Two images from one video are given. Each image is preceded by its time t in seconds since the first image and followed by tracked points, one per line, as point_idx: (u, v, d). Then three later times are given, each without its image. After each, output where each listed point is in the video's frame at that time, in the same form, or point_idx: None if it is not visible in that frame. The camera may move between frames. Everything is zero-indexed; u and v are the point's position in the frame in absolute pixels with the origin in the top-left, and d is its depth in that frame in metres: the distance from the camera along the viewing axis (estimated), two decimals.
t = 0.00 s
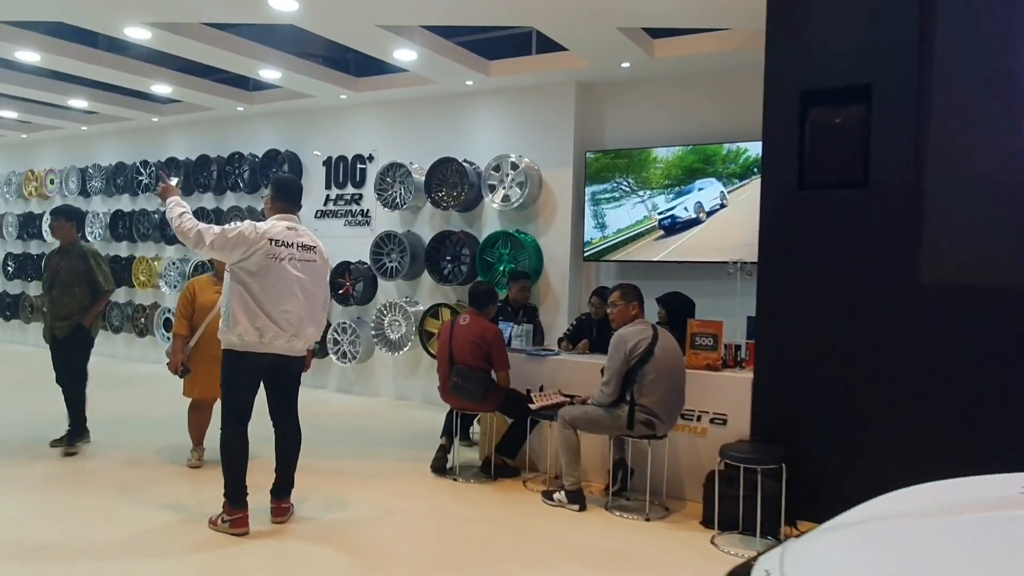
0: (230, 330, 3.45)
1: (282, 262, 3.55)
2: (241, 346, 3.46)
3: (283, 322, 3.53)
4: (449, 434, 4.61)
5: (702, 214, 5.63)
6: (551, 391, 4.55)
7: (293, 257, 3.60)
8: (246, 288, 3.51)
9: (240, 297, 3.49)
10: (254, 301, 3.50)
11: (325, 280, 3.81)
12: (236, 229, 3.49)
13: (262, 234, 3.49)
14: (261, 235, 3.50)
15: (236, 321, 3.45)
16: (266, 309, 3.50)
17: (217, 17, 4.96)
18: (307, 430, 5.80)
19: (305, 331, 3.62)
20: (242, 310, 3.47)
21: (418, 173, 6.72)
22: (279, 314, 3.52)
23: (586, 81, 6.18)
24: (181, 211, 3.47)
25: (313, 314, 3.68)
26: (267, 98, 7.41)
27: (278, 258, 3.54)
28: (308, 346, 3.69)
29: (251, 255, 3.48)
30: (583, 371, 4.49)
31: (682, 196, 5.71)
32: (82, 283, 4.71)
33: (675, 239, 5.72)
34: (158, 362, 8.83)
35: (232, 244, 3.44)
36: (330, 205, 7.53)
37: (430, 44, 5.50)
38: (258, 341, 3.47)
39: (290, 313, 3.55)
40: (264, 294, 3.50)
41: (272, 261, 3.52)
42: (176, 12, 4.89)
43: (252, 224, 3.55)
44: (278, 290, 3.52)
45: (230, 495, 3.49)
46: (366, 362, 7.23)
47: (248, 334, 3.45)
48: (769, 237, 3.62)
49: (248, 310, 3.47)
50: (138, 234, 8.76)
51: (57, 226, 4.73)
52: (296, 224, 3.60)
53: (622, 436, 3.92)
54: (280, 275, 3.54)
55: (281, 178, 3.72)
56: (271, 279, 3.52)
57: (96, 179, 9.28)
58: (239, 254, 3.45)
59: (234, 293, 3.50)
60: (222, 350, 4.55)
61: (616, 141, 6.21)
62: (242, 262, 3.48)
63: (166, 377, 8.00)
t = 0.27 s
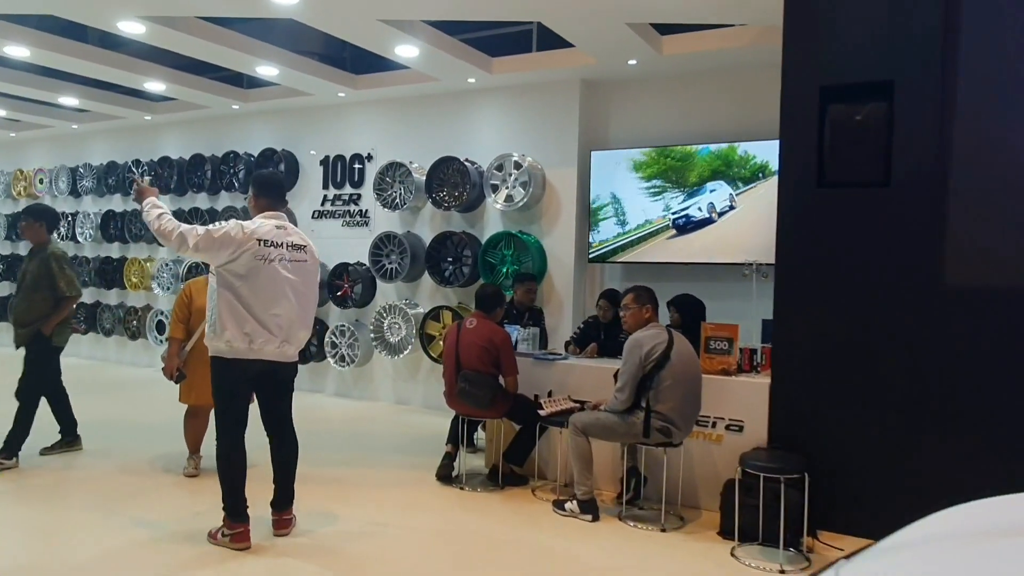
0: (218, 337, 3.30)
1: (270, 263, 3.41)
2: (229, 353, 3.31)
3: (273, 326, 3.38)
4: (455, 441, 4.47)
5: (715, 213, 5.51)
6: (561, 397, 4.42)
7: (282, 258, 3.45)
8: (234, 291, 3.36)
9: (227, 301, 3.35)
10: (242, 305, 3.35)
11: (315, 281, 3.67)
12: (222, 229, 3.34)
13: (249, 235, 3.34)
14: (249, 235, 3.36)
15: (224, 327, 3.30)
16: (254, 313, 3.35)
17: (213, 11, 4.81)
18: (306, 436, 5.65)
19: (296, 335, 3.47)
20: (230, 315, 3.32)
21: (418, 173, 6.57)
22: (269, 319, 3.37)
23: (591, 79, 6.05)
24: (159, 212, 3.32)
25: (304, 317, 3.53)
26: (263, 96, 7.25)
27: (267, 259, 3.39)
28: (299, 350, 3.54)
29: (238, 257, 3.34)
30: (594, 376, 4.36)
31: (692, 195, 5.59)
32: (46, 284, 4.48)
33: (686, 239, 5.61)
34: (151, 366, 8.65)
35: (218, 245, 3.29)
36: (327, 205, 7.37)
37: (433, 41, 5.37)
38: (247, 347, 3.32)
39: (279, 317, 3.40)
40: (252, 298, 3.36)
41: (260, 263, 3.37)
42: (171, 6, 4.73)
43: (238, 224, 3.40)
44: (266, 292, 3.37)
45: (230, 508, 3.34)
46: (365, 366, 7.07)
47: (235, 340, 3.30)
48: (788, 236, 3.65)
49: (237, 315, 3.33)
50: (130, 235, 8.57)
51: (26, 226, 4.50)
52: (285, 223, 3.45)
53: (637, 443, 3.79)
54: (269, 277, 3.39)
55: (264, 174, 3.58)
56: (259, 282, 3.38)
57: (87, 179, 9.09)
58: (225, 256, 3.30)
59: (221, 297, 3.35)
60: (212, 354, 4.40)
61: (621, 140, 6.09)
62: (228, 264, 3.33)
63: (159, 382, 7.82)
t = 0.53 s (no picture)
0: (208, 347, 3.14)
1: (258, 266, 3.23)
2: (220, 363, 3.15)
3: (265, 333, 3.21)
4: (461, 450, 4.34)
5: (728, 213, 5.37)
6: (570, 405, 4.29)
7: (272, 259, 3.27)
8: (222, 297, 3.19)
9: (216, 307, 3.19)
10: (231, 311, 3.18)
11: (309, 281, 3.48)
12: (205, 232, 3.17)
13: (235, 236, 3.17)
14: (234, 237, 3.18)
15: (213, 335, 3.14)
16: (244, 319, 3.18)
17: (211, 6, 4.66)
18: (305, 443, 5.50)
19: (289, 340, 3.29)
20: (219, 323, 3.17)
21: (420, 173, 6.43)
22: (260, 324, 3.20)
23: (596, 78, 5.93)
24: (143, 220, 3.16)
25: (297, 320, 3.35)
26: (260, 95, 7.11)
27: (255, 261, 3.22)
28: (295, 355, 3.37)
29: (224, 260, 3.17)
30: (605, 382, 4.24)
31: (702, 195, 5.46)
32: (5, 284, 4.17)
33: (699, 241, 5.49)
34: (145, 371, 8.48)
35: (202, 250, 3.12)
36: (326, 206, 7.23)
37: (437, 38, 5.24)
38: (239, 356, 3.15)
39: (270, 322, 3.22)
40: (241, 303, 3.19)
41: (248, 265, 3.20)
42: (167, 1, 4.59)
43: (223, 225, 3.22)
44: (254, 296, 3.20)
45: (231, 523, 3.19)
46: (365, 370, 6.93)
47: (227, 349, 3.13)
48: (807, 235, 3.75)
49: (227, 323, 3.17)
50: (123, 236, 8.40)
51: None
52: (271, 222, 3.27)
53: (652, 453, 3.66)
54: (258, 280, 3.22)
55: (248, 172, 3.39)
56: (248, 285, 3.20)
57: (79, 180, 8.92)
58: (209, 260, 3.14)
59: (209, 304, 3.19)
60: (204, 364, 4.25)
61: (627, 140, 5.97)
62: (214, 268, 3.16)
63: (153, 387, 7.66)
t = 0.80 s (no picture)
0: (198, 355, 2.87)
1: (247, 265, 2.92)
2: (212, 372, 2.88)
3: (257, 338, 2.93)
4: (468, 455, 4.21)
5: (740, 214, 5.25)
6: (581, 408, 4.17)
7: (264, 257, 2.97)
8: (211, 303, 2.91)
9: (206, 314, 2.91)
10: (222, 317, 2.90)
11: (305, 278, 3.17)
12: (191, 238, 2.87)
13: (222, 235, 2.86)
14: (222, 236, 2.89)
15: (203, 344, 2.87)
16: (235, 326, 2.90)
17: None
18: (305, 448, 5.36)
19: (286, 343, 3.00)
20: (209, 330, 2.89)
21: (422, 172, 6.30)
22: (253, 330, 2.93)
23: (603, 74, 5.80)
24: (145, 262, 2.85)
25: (293, 322, 3.05)
26: (257, 91, 6.96)
27: (246, 261, 2.92)
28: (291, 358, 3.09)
29: (211, 263, 2.87)
30: (617, 385, 4.11)
31: (712, 196, 5.33)
32: None
33: (710, 242, 5.37)
34: (139, 373, 8.31)
35: (189, 256, 2.83)
36: (324, 205, 7.08)
37: (441, 32, 5.11)
38: (232, 364, 2.88)
39: (263, 327, 2.95)
40: (232, 308, 2.90)
41: (238, 266, 2.90)
42: None
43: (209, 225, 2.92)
44: (245, 300, 2.89)
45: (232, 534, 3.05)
46: (365, 372, 6.79)
47: (219, 358, 2.85)
48: (828, 234, 3.64)
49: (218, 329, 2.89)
50: (116, 236, 8.23)
51: None
52: (260, 217, 2.96)
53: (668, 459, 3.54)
54: (250, 282, 2.93)
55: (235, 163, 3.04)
56: (239, 288, 2.91)
57: (71, 178, 8.74)
58: (196, 264, 2.84)
59: (199, 311, 2.92)
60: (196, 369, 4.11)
61: (634, 137, 5.85)
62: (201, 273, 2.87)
63: (147, 389, 7.50)
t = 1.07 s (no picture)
0: (195, 367, 2.60)
1: (242, 266, 2.64)
2: (209, 384, 2.62)
3: (257, 345, 2.66)
4: (477, 463, 4.06)
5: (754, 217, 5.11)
6: (594, 415, 4.02)
7: (258, 255, 2.69)
8: (206, 311, 2.59)
9: (202, 322, 2.60)
10: (220, 325, 2.60)
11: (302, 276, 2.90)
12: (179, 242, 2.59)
13: (213, 236, 2.58)
14: (212, 237, 2.60)
15: (201, 355, 2.59)
16: (233, 333, 2.62)
17: None
18: (305, 455, 5.19)
19: (286, 347, 2.75)
20: (207, 340, 2.60)
21: (424, 170, 6.14)
22: (252, 337, 2.64)
23: (610, 71, 5.66)
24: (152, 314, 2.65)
25: (293, 325, 2.79)
26: (254, 88, 6.80)
27: (240, 261, 2.63)
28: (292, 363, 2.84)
29: (203, 266, 2.57)
30: (631, 391, 3.96)
31: (724, 198, 5.19)
32: None
33: (723, 245, 5.23)
34: (132, 376, 8.12)
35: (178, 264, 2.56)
36: (323, 204, 6.92)
37: (446, 26, 4.96)
38: (230, 373, 2.62)
39: (263, 332, 2.67)
40: (229, 314, 2.61)
41: (232, 268, 2.62)
42: None
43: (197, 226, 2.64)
44: (241, 304, 2.62)
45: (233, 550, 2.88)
46: (364, 376, 6.62)
47: (217, 369, 2.60)
48: (853, 234, 3.50)
49: (215, 338, 2.60)
50: (109, 236, 8.05)
51: None
52: (253, 213, 2.69)
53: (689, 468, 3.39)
54: (246, 285, 2.64)
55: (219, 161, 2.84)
56: (234, 291, 2.61)
57: (62, 177, 8.56)
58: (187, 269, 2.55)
59: (194, 322, 2.62)
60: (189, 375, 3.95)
61: (642, 135, 5.70)
62: (193, 279, 2.57)
63: (141, 394, 7.32)
